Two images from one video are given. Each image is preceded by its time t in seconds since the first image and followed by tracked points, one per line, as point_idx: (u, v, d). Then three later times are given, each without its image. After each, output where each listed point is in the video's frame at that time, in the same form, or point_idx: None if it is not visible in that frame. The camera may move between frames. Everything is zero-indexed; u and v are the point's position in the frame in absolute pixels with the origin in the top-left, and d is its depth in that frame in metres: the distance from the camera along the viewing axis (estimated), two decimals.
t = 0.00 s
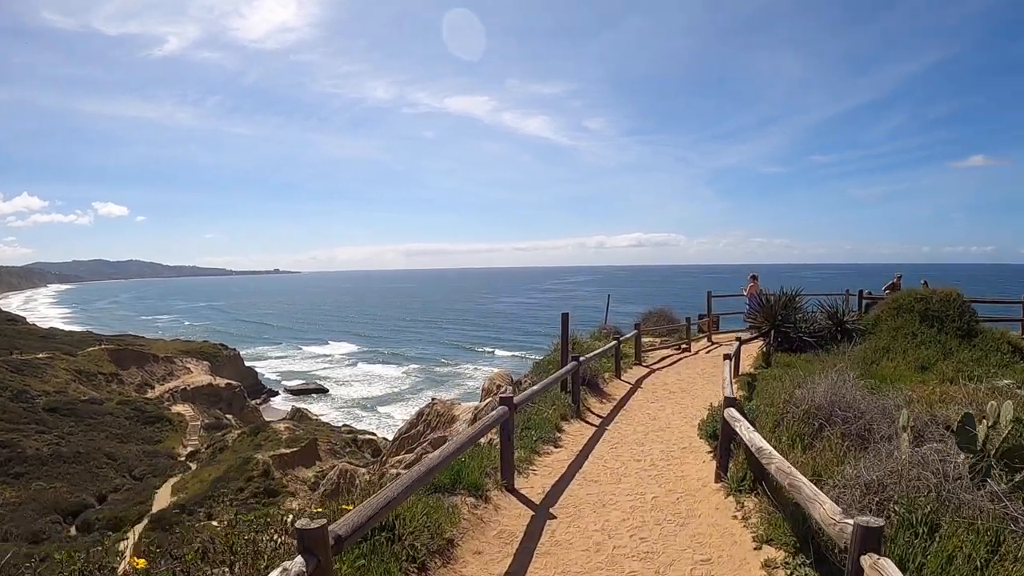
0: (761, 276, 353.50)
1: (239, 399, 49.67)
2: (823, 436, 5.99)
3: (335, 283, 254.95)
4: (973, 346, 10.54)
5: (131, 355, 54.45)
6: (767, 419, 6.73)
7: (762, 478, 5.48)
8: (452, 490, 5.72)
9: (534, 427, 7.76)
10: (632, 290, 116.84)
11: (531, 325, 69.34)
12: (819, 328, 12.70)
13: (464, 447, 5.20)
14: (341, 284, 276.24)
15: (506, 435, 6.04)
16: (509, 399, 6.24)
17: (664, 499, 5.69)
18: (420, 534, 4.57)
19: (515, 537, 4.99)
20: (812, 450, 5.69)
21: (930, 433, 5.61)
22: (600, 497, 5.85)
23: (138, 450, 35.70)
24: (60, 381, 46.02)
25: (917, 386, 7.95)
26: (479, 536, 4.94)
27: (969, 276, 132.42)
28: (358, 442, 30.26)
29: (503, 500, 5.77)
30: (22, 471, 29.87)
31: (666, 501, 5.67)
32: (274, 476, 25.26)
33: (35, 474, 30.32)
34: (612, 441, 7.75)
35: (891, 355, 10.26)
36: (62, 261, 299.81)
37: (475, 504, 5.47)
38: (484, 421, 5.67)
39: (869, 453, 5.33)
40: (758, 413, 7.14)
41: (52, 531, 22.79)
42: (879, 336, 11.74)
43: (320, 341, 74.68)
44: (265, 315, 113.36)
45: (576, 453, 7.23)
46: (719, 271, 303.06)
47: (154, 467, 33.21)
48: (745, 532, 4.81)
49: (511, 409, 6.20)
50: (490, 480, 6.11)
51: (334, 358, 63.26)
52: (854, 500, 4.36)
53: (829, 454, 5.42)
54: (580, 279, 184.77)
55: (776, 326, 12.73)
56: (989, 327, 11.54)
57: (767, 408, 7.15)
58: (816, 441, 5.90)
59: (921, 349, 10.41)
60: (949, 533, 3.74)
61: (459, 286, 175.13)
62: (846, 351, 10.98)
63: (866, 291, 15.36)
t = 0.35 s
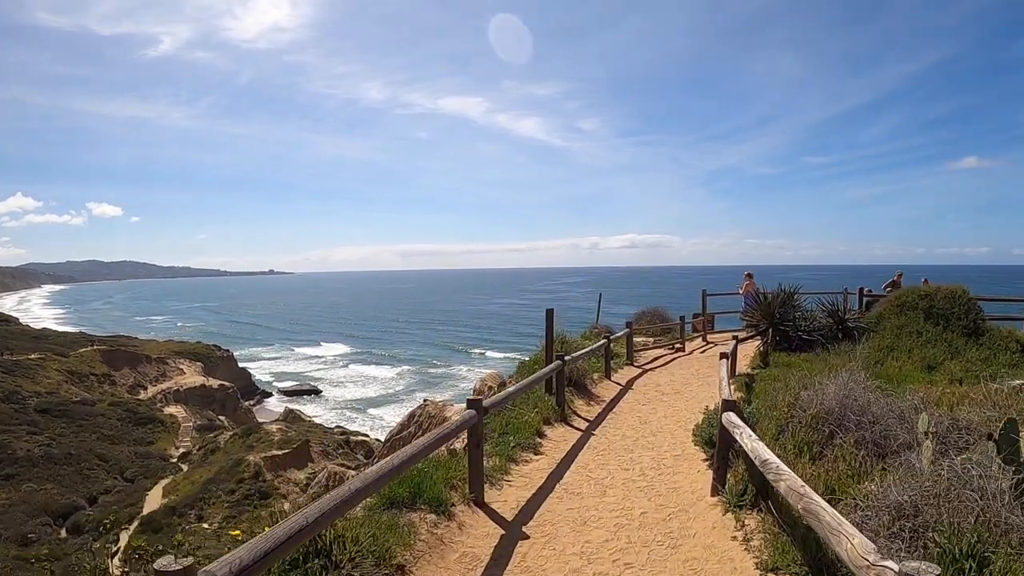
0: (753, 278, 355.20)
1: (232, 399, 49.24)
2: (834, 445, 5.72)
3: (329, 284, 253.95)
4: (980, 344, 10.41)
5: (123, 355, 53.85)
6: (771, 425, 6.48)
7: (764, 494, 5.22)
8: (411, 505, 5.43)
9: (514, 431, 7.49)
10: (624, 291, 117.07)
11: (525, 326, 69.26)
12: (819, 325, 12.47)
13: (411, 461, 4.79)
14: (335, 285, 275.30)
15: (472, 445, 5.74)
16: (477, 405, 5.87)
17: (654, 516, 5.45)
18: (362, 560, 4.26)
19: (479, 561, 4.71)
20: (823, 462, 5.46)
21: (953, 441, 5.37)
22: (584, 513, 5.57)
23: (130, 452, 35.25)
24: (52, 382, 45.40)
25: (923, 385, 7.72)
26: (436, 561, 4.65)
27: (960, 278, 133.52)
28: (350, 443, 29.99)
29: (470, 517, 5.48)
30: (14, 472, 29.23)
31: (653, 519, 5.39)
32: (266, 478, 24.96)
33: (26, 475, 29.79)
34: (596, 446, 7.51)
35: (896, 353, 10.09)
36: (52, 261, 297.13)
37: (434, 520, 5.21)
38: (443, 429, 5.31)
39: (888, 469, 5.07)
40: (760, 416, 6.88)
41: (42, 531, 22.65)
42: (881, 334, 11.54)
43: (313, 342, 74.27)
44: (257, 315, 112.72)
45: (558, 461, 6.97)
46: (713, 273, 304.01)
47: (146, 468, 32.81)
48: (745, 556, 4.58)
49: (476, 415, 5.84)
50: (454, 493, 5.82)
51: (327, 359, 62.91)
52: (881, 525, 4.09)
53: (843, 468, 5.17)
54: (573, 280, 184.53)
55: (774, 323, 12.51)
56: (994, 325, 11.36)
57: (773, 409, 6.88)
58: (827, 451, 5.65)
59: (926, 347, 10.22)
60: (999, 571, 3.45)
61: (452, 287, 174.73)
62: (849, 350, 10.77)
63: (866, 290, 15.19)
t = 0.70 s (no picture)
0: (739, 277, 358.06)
1: (219, 402, 48.50)
2: (852, 483, 5.07)
3: (317, 285, 252.62)
4: (982, 349, 10.51)
5: (108, 358, 52.92)
6: (775, 449, 5.75)
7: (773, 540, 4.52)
8: (370, 555, 4.70)
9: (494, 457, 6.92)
10: (611, 291, 117.70)
11: (512, 326, 69.22)
12: (817, 330, 12.39)
13: (363, 512, 3.96)
14: (323, 286, 273.91)
15: (439, 481, 4.95)
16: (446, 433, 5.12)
17: (646, 562, 4.71)
18: None
19: None
20: (842, 504, 4.73)
21: (986, 480, 4.78)
22: (566, 560, 4.84)
23: (115, 457, 34.51)
24: (36, 385, 44.36)
25: (935, 406, 7.24)
26: None
27: (937, 277, 136.22)
28: (337, 446, 29.53)
29: (437, 565, 4.70)
30: None
31: (645, 565, 4.69)
32: (251, 482, 24.57)
33: (10, 480, 28.94)
34: (580, 472, 6.93)
35: (899, 360, 10.07)
36: (33, 262, 292.30)
37: (395, 574, 4.45)
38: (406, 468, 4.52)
39: (919, 516, 4.42)
40: (762, 440, 6.17)
41: (26, 539, 22.61)
42: (880, 340, 11.57)
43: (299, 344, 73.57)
44: (243, 317, 111.60)
45: (538, 493, 6.29)
46: (699, 273, 306.07)
47: (131, 472, 32.15)
48: None
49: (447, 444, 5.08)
50: (420, 537, 5.10)
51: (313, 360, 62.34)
52: None
53: (864, 509, 4.48)
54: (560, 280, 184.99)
55: (769, 329, 12.43)
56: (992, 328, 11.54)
57: (777, 433, 6.18)
58: (843, 490, 4.98)
59: (928, 354, 10.30)
60: None
61: (438, 287, 174.40)
62: (852, 357, 10.72)
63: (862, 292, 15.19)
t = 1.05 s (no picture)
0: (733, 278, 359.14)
1: (213, 403, 47.99)
2: (897, 507, 4.52)
3: (312, 284, 251.80)
4: (998, 347, 10.41)
5: (101, 359, 52.39)
6: (802, 466, 5.22)
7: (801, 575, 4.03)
8: None
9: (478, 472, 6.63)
10: (607, 291, 117.69)
11: (508, 326, 68.99)
12: (824, 327, 12.20)
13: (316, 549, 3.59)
14: (318, 286, 272.89)
15: (410, 509, 4.59)
16: (416, 452, 4.72)
17: None
18: None
19: None
20: (889, 535, 4.19)
21: None
22: None
23: (108, 458, 34.13)
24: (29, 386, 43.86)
25: (968, 411, 6.76)
26: None
27: (929, 278, 136.51)
28: (331, 447, 29.22)
29: None
30: None
31: None
32: (245, 484, 24.33)
33: (2, 481, 28.49)
34: (575, 488, 6.61)
35: (915, 359, 9.92)
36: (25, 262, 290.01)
37: None
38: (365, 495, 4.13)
39: (982, 551, 3.86)
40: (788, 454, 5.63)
41: (18, 541, 22.32)
42: (891, 338, 11.43)
43: (294, 344, 73.20)
44: (237, 317, 110.97)
45: (527, 514, 5.96)
46: (694, 273, 306.76)
47: (124, 474, 31.79)
48: None
49: (416, 464, 4.70)
50: (386, 571, 4.83)
51: (308, 361, 61.98)
52: None
53: (916, 542, 3.94)
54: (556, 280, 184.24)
55: (775, 328, 12.24)
56: (1006, 324, 11.46)
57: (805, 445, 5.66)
58: (888, 517, 4.41)
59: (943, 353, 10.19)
60: None
61: (434, 287, 174.17)
62: (866, 356, 10.57)
63: (869, 289, 15.03)
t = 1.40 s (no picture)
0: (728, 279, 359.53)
1: (207, 403, 47.57)
2: (933, 565, 3.63)
3: (307, 284, 250.82)
4: (1007, 353, 10.36)
5: (94, 359, 51.80)
6: (814, 500, 4.29)
7: None
8: None
9: (448, 493, 5.81)
10: (602, 292, 117.76)
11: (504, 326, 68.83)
12: (827, 330, 12.06)
13: None
14: (313, 285, 271.87)
15: (352, 553, 3.90)
16: (357, 485, 3.95)
17: None
18: None
19: None
20: None
21: None
22: None
23: (100, 458, 33.71)
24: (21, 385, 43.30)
25: (985, 429, 6.23)
26: None
27: (923, 280, 137.07)
28: (324, 447, 28.92)
29: None
30: None
31: None
32: (237, 485, 24.00)
33: None
34: (557, 513, 5.80)
35: (923, 367, 9.78)
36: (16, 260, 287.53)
37: None
38: (295, 537, 3.30)
39: None
40: (796, 483, 4.72)
41: (8, 543, 21.94)
42: (897, 343, 11.31)
43: (288, 344, 72.78)
44: (231, 317, 110.37)
45: (503, 542, 5.17)
46: (689, 273, 307.28)
47: (117, 474, 31.41)
48: None
49: (357, 500, 3.93)
50: None
51: (302, 361, 61.60)
52: None
53: None
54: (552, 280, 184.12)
55: (775, 332, 12.05)
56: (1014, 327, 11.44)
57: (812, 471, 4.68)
58: (920, 568, 3.63)
59: (952, 359, 10.11)
60: None
61: (429, 288, 173.78)
62: (873, 362, 10.45)
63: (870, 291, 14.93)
